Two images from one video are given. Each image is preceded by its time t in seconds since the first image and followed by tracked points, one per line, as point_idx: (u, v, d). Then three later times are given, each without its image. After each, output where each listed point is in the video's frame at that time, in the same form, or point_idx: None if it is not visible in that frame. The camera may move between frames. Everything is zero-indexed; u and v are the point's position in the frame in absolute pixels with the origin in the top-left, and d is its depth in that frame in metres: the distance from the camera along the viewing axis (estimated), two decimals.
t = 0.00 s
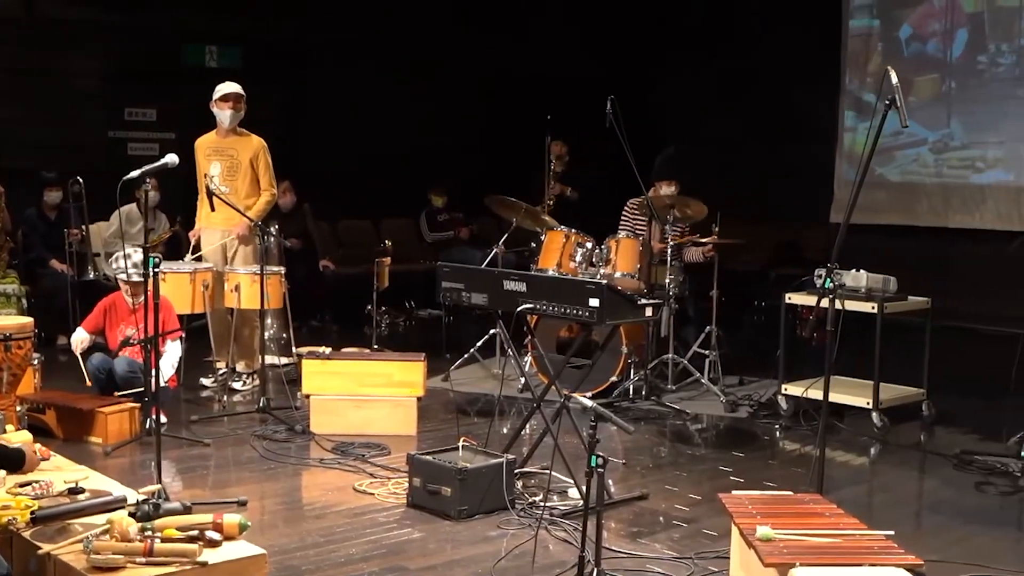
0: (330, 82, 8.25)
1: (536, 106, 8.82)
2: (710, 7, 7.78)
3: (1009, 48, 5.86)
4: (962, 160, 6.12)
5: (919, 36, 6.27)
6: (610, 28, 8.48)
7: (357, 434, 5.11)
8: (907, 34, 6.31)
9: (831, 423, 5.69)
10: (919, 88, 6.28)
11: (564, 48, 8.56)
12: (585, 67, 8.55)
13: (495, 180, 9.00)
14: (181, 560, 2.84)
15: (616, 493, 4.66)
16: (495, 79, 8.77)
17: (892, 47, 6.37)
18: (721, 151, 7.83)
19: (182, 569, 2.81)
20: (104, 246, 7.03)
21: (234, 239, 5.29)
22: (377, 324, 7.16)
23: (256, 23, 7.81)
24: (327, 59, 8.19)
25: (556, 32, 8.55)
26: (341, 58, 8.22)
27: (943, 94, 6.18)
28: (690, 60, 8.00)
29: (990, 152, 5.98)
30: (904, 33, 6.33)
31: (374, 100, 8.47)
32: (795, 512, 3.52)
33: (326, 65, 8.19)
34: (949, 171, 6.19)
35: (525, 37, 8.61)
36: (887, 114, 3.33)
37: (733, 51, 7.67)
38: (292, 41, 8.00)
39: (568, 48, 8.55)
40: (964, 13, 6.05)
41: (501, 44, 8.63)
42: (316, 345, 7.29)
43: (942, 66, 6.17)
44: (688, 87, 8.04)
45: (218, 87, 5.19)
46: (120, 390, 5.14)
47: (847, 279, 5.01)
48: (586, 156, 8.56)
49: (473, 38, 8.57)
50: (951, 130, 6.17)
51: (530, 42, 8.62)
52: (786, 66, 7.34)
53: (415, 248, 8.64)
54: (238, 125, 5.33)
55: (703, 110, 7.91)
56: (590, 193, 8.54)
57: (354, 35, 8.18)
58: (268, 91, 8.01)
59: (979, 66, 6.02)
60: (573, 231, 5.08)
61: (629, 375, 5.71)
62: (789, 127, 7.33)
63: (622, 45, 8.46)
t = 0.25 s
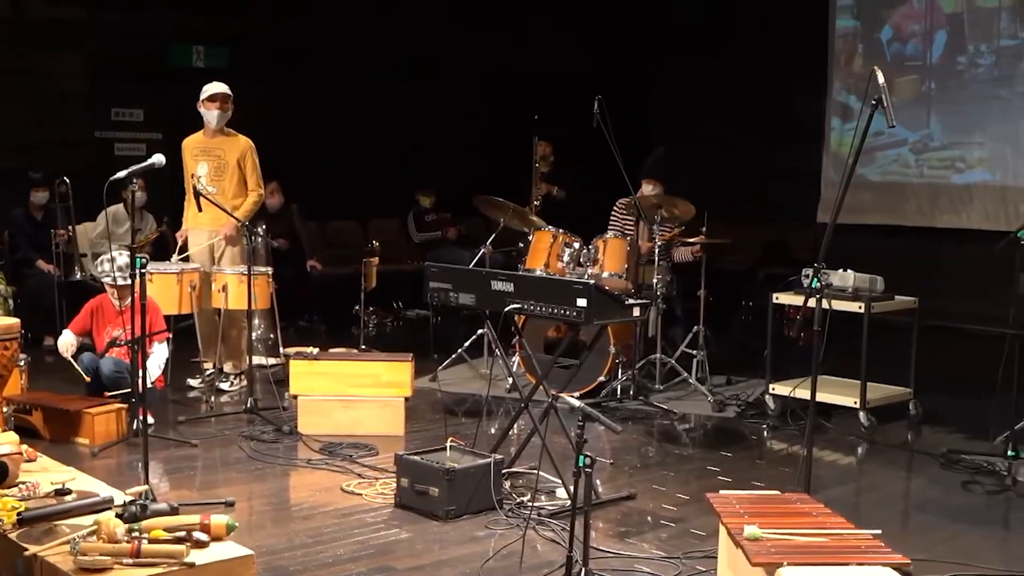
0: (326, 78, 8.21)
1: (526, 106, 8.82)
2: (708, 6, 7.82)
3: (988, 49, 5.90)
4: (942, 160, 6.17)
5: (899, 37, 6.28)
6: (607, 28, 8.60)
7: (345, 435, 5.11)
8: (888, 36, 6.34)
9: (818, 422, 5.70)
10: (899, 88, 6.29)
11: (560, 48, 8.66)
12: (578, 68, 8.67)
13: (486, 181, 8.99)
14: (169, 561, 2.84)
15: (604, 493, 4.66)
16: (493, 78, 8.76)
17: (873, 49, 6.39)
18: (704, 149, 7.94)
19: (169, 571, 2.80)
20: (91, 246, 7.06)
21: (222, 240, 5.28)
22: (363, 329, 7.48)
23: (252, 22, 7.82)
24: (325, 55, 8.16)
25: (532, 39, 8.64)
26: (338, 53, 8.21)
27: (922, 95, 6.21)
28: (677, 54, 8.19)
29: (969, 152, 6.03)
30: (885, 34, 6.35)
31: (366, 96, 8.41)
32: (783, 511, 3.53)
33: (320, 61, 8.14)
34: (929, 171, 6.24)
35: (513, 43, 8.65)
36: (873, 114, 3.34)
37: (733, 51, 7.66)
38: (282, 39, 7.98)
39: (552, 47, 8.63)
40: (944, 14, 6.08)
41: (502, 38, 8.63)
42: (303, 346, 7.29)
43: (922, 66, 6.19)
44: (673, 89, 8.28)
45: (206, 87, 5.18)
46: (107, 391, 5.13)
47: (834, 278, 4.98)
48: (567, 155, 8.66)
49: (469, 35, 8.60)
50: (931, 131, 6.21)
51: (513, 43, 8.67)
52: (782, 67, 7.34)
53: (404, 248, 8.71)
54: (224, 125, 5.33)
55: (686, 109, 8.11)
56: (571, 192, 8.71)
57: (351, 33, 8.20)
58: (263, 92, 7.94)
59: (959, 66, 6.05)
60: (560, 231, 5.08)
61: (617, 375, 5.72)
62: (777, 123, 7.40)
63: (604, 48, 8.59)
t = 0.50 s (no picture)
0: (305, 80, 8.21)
1: (508, 107, 8.72)
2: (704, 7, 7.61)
3: (961, 50, 6.01)
4: (916, 160, 6.25)
5: (874, 38, 6.42)
6: (581, 27, 8.44)
7: (329, 435, 5.10)
8: (863, 37, 6.47)
9: (801, 422, 5.71)
10: (875, 88, 6.41)
11: (536, 49, 8.57)
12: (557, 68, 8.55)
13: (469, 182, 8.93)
14: (151, 563, 2.83)
15: (587, 493, 4.66)
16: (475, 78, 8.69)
17: (849, 49, 6.52)
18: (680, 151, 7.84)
19: (152, 572, 2.79)
20: (74, 247, 7.06)
21: (205, 240, 5.28)
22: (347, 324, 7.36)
23: (236, 24, 7.85)
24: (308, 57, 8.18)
25: (511, 37, 8.59)
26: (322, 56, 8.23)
27: (897, 95, 6.32)
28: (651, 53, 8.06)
29: (942, 152, 6.13)
30: (860, 35, 6.48)
31: (344, 98, 8.38)
32: (766, 511, 3.54)
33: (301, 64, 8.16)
34: (902, 171, 6.32)
35: (492, 42, 8.62)
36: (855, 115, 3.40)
37: (706, 52, 7.65)
38: (266, 41, 8.00)
39: (530, 48, 8.56)
40: (918, 17, 6.20)
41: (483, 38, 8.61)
42: (287, 348, 7.28)
43: (896, 67, 6.32)
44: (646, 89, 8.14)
45: (188, 88, 5.17)
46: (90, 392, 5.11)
47: (818, 278, 5.01)
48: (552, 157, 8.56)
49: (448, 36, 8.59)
50: (905, 131, 6.30)
51: (492, 42, 8.63)
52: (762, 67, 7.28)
53: (386, 249, 8.78)
54: (208, 125, 5.31)
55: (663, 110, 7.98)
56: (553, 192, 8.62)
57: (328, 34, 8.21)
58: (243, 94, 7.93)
59: (932, 67, 6.16)
60: (544, 231, 5.08)
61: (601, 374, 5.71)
62: (761, 122, 7.26)
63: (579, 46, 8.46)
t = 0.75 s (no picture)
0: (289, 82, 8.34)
1: (492, 107, 8.81)
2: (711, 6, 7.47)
3: (935, 51, 6.05)
4: (893, 160, 6.28)
5: (849, 39, 6.45)
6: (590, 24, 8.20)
7: (314, 436, 5.10)
8: (838, 38, 6.50)
9: (787, 422, 5.72)
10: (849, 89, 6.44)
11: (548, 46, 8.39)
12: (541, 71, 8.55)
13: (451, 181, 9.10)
14: (135, 564, 2.82)
15: (573, 493, 4.66)
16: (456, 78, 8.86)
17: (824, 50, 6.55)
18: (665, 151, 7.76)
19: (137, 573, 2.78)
20: (59, 247, 6.89)
21: (190, 241, 5.27)
22: (332, 325, 7.18)
23: (222, 25, 7.88)
24: (294, 60, 8.31)
25: (490, 39, 8.69)
26: (309, 59, 8.39)
27: (872, 95, 6.34)
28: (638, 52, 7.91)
29: (918, 152, 6.17)
30: (835, 37, 6.51)
31: (326, 98, 8.56)
32: (752, 511, 3.54)
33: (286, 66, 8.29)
34: (878, 171, 6.36)
35: (474, 44, 8.73)
36: (840, 114, 3.40)
37: (693, 52, 7.59)
38: (264, 43, 8.15)
39: (514, 49, 8.62)
40: (892, 18, 6.23)
41: (464, 40, 8.74)
42: (273, 348, 7.26)
43: (871, 68, 6.35)
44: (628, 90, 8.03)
45: (173, 88, 5.16)
46: (75, 394, 5.11)
47: (802, 278, 5.02)
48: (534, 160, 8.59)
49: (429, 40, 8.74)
50: (881, 131, 6.34)
51: (473, 45, 8.75)
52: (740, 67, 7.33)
53: (372, 249, 8.61)
54: (193, 125, 5.29)
55: (645, 110, 7.90)
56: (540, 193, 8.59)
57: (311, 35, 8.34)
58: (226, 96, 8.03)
59: (907, 68, 6.19)
60: (529, 231, 5.07)
61: (587, 374, 5.71)
62: (737, 122, 7.35)
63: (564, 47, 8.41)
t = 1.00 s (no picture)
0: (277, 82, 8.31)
1: (492, 108, 8.71)
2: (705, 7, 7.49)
3: (906, 53, 6.26)
4: (865, 161, 6.50)
5: (822, 41, 6.65)
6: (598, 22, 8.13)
7: (297, 437, 5.09)
8: (811, 41, 6.70)
9: (769, 421, 5.73)
10: (823, 91, 6.65)
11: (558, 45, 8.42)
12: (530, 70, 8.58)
13: (435, 183, 9.06)
14: (119, 565, 2.80)
15: (556, 493, 4.66)
16: (440, 77, 8.84)
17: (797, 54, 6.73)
18: (648, 151, 7.86)
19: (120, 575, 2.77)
20: (39, 249, 6.97)
21: (172, 241, 5.26)
22: (315, 326, 6.96)
23: (210, 26, 7.86)
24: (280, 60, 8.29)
25: (476, 40, 8.71)
26: (295, 59, 8.36)
27: (845, 97, 6.56)
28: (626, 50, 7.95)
29: (890, 152, 6.38)
30: (809, 39, 6.70)
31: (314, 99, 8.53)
32: (734, 510, 3.54)
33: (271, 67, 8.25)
34: (851, 171, 6.58)
35: (457, 43, 8.75)
36: (823, 113, 3.42)
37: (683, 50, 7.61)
38: (256, 44, 8.14)
39: (500, 48, 8.66)
40: (865, 20, 6.43)
41: (448, 38, 8.75)
42: (256, 348, 7.23)
43: (843, 70, 6.57)
44: (619, 90, 8.04)
45: (154, 88, 5.14)
46: (56, 396, 5.09)
47: (784, 278, 5.01)
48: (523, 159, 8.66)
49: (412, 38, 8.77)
50: (854, 132, 6.55)
51: (455, 44, 8.75)
52: (728, 66, 7.37)
53: (355, 249, 8.65)
54: (174, 126, 5.29)
55: (634, 110, 7.93)
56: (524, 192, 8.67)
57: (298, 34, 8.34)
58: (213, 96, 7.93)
59: (879, 70, 6.41)
60: (512, 231, 5.08)
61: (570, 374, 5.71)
62: (725, 121, 7.39)
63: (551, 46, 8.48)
